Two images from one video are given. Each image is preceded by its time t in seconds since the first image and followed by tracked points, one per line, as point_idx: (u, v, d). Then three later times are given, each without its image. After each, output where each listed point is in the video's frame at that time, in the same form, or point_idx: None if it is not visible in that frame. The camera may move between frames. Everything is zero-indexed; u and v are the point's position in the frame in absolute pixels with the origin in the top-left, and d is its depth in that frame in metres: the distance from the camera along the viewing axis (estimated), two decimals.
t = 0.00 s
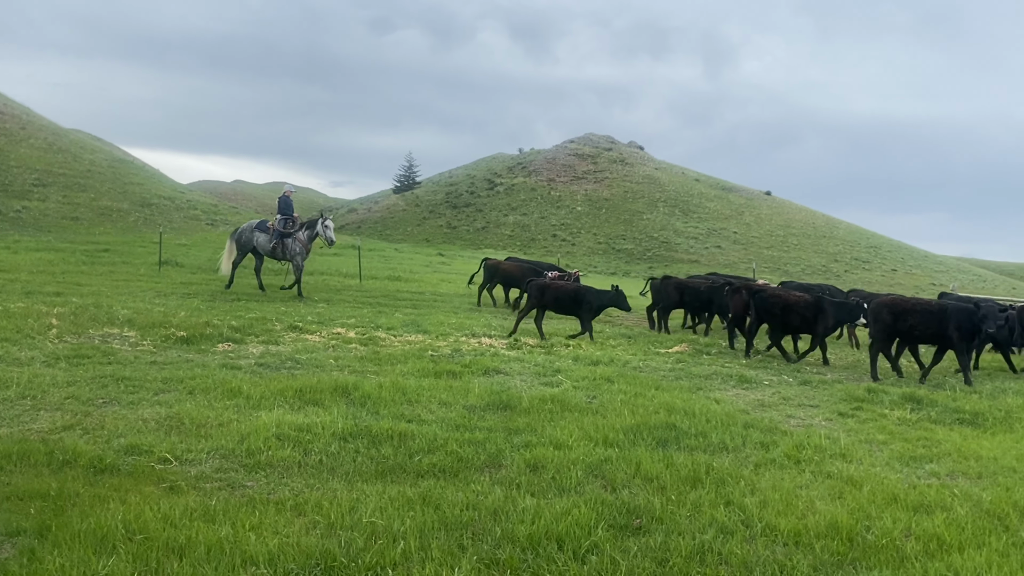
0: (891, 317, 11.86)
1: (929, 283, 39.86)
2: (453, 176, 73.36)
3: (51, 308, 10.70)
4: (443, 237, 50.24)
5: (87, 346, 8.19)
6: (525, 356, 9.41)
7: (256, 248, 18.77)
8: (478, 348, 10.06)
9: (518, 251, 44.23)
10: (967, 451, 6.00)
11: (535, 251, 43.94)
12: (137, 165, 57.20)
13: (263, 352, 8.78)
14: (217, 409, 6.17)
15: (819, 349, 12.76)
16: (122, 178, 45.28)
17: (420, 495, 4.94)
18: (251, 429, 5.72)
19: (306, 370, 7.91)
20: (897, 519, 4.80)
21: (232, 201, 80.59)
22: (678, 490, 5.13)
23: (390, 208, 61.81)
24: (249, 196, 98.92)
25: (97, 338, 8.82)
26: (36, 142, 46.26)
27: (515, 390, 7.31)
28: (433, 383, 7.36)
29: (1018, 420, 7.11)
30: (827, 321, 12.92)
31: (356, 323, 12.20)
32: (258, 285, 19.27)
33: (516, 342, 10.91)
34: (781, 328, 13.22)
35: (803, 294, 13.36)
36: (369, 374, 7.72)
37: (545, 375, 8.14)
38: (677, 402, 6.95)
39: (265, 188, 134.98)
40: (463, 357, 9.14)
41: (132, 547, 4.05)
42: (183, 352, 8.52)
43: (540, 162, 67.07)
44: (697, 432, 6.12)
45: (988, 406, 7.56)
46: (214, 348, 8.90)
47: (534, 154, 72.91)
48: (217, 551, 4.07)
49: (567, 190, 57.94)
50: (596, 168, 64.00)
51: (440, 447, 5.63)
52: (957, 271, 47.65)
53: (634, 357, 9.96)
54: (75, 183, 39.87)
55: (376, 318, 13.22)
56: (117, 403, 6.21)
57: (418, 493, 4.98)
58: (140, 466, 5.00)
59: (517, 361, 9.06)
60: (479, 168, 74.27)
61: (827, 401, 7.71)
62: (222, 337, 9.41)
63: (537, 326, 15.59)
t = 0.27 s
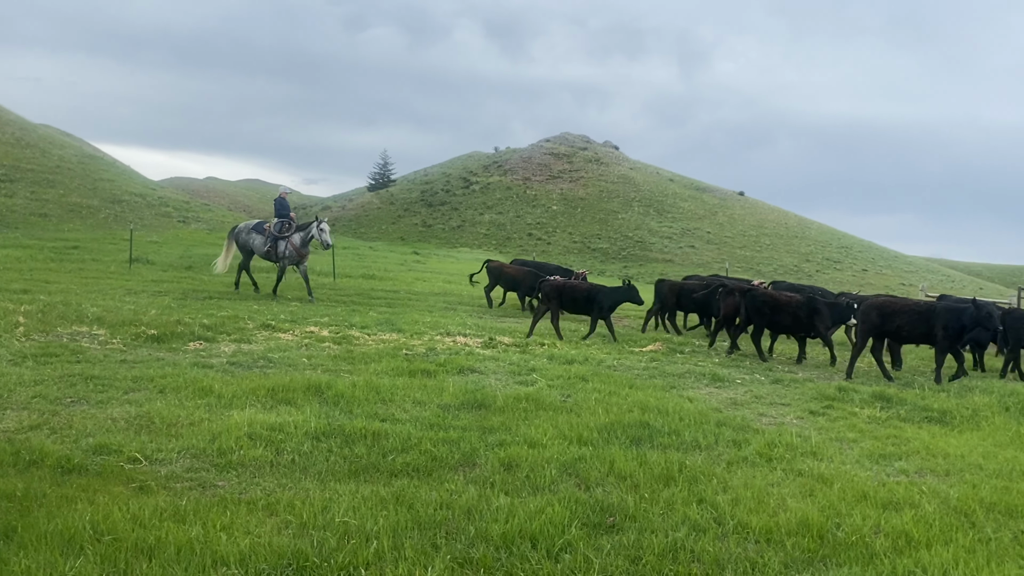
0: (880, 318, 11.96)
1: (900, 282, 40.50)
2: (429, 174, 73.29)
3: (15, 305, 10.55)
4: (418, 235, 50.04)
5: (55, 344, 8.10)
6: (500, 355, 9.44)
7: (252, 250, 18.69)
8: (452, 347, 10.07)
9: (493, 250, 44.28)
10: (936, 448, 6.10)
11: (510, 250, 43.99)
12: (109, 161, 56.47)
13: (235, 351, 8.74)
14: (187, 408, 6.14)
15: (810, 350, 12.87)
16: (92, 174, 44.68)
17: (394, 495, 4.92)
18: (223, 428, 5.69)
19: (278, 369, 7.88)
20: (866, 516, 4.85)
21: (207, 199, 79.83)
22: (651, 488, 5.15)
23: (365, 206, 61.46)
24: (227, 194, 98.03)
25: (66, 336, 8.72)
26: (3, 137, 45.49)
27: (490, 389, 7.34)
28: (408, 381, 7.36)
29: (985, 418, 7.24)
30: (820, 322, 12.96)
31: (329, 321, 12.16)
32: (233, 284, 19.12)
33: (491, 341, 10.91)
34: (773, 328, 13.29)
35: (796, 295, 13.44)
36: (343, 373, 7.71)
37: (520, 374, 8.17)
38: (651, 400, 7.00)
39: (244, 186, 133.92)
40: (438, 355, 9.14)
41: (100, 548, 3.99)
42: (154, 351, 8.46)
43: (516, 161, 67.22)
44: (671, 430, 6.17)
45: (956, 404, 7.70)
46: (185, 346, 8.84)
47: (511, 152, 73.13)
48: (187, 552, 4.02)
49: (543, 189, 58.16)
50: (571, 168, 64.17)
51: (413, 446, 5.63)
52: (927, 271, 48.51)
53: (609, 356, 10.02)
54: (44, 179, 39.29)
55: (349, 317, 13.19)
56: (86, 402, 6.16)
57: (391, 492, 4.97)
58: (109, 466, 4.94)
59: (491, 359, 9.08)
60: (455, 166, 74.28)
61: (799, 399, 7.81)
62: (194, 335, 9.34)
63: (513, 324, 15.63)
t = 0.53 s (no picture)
0: (871, 317, 12.09)
1: (870, 281, 41.08)
2: (404, 172, 73.08)
3: None
4: (392, 233, 49.79)
5: (20, 343, 7.98)
6: (474, 353, 9.44)
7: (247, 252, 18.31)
8: (426, 345, 10.05)
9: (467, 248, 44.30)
10: (904, 445, 6.19)
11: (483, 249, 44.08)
12: (79, 158, 55.66)
13: (206, 349, 8.68)
14: (157, 407, 6.09)
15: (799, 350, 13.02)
16: (61, 171, 44.05)
17: (367, 494, 4.90)
18: (193, 427, 5.66)
19: (250, 367, 7.84)
20: (836, 513, 4.89)
21: (182, 197, 79.05)
22: (625, 486, 5.18)
23: (338, 203, 61.24)
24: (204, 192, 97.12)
25: (32, 334, 8.60)
26: None
27: (464, 387, 7.35)
28: (380, 380, 7.36)
29: (953, 415, 7.36)
30: (810, 323, 13.11)
31: (302, 319, 12.09)
32: (208, 282, 18.93)
33: (465, 339, 10.90)
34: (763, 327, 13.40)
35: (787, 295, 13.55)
36: (316, 372, 7.68)
37: (494, 372, 8.19)
38: (623, 398, 7.06)
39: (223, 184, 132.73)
40: (412, 354, 9.13)
41: (66, 549, 3.94)
42: (123, 349, 8.37)
43: (490, 159, 67.36)
44: (644, 428, 6.22)
45: (925, 402, 7.83)
46: (155, 345, 8.77)
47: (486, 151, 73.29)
48: (156, 552, 3.98)
49: (518, 188, 58.29)
50: (545, 167, 64.35)
51: (387, 444, 5.62)
52: (898, 271, 49.31)
53: (584, 354, 10.06)
54: (10, 175, 38.65)
55: (321, 315, 13.12)
56: (52, 401, 6.09)
57: (364, 492, 4.95)
58: (77, 466, 4.88)
59: (465, 357, 9.09)
60: (429, 164, 74.21)
61: (771, 397, 7.91)
62: (164, 333, 9.26)
63: (487, 323, 15.62)
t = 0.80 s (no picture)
0: (869, 319, 11.89)
1: (838, 279, 41.84)
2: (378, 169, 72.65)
3: None
4: (366, 231, 49.44)
5: None
6: (447, 351, 9.42)
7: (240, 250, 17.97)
8: (400, 343, 10.00)
9: (441, 246, 44.18)
10: (872, 442, 6.31)
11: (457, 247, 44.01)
12: (45, 153, 54.44)
13: (176, 347, 8.55)
14: (126, 406, 6.00)
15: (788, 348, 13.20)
16: (25, 166, 43.05)
17: (339, 493, 4.87)
18: (163, 426, 5.58)
19: (221, 366, 7.75)
20: (806, 509, 4.96)
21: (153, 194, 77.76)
22: (597, 483, 5.21)
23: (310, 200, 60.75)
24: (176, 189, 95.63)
25: None
26: None
27: (438, 385, 7.34)
28: (353, 378, 7.31)
29: (920, 412, 7.52)
30: (798, 321, 13.28)
31: (273, 317, 11.96)
32: (179, 280, 18.64)
33: (438, 337, 10.86)
34: (753, 327, 13.57)
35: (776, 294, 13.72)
36: (288, 370, 7.61)
37: (468, 370, 8.19)
38: (597, 395, 7.10)
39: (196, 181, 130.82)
40: (385, 352, 9.08)
41: (32, 550, 3.85)
42: (91, 347, 8.22)
43: (464, 157, 67.28)
44: (617, 426, 6.26)
45: (892, 399, 7.98)
46: (123, 343, 8.62)
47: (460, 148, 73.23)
48: (125, 553, 3.91)
49: (492, 186, 58.31)
50: (520, 165, 64.48)
51: (360, 443, 5.59)
52: (867, 270, 50.27)
53: (558, 352, 10.08)
54: None
55: (292, 313, 12.99)
56: (17, 401, 5.97)
57: (336, 491, 4.91)
58: (43, 466, 4.78)
59: (439, 356, 9.07)
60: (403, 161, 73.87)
61: (742, 394, 8.01)
62: (132, 331, 9.11)
63: (461, 321, 15.58)
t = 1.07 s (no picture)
0: (865, 317, 12.31)
1: (807, 278, 42.58)
2: (350, 166, 71.98)
3: None
4: (339, 228, 48.94)
5: None
6: (423, 349, 9.37)
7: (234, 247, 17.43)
8: (374, 341, 9.91)
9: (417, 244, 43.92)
10: (841, 438, 6.44)
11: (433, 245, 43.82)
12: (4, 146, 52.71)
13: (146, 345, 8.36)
14: (94, 404, 5.84)
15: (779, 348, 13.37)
16: None
17: (312, 492, 4.80)
18: (132, 425, 5.45)
19: (192, 364, 7.59)
20: (777, 505, 5.04)
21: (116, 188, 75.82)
22: (572, 480, 5.22)
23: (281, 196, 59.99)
24: (141, 184, 93.43)
25: None
26: None
27: (412, 384, 7.30)
28: (326, 376, 7.22)
29: (888, 408, 7.70)
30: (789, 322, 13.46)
31: (244, 315, 11.76)
32: (147, 277, 18.23)
33: (413, 335, 10.79)
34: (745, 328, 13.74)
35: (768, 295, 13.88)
36: (259, 368, 7.49)
37: (442, 368, 8.15)
38: (571, 393, 7.13)
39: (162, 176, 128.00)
40: (359, 350, 8.99)
41: None
42: (58, 345, 8.00)
43: (438, 154, 67.04)
44: (591, 423, 6.30)
45: (861, 396, 8.17)
46: (91, 341, 8.40)
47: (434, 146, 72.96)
48: (95, 554, 3.80)
49: (466, 183, 58.22)
50: (494, 163, 64.49)
51: (333, 442, 5.52)
52: (835, 268, 51.39)
53: (534, 350, 10.09)
54: None
55: (263, 311, 12.79)
56: None
57: (309, 489, 4.84)
58: (7, 467, 4.62)
59: (414, 354, 9.01)
60: (376, 158, 73.29)
61: (714, 391, 8.12)
62: (101, 329, 8.88)
63: (435, 319, 15.50)
